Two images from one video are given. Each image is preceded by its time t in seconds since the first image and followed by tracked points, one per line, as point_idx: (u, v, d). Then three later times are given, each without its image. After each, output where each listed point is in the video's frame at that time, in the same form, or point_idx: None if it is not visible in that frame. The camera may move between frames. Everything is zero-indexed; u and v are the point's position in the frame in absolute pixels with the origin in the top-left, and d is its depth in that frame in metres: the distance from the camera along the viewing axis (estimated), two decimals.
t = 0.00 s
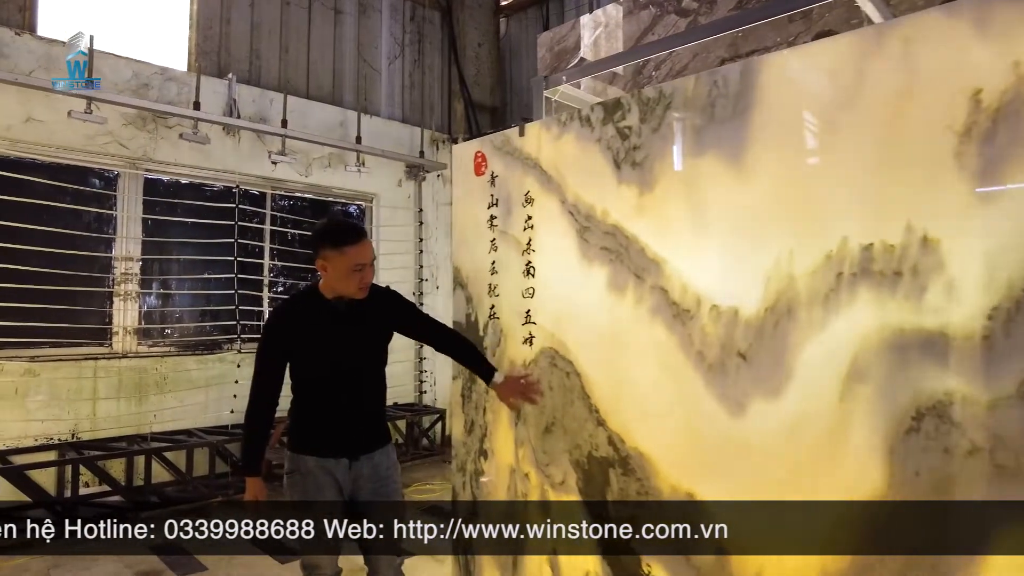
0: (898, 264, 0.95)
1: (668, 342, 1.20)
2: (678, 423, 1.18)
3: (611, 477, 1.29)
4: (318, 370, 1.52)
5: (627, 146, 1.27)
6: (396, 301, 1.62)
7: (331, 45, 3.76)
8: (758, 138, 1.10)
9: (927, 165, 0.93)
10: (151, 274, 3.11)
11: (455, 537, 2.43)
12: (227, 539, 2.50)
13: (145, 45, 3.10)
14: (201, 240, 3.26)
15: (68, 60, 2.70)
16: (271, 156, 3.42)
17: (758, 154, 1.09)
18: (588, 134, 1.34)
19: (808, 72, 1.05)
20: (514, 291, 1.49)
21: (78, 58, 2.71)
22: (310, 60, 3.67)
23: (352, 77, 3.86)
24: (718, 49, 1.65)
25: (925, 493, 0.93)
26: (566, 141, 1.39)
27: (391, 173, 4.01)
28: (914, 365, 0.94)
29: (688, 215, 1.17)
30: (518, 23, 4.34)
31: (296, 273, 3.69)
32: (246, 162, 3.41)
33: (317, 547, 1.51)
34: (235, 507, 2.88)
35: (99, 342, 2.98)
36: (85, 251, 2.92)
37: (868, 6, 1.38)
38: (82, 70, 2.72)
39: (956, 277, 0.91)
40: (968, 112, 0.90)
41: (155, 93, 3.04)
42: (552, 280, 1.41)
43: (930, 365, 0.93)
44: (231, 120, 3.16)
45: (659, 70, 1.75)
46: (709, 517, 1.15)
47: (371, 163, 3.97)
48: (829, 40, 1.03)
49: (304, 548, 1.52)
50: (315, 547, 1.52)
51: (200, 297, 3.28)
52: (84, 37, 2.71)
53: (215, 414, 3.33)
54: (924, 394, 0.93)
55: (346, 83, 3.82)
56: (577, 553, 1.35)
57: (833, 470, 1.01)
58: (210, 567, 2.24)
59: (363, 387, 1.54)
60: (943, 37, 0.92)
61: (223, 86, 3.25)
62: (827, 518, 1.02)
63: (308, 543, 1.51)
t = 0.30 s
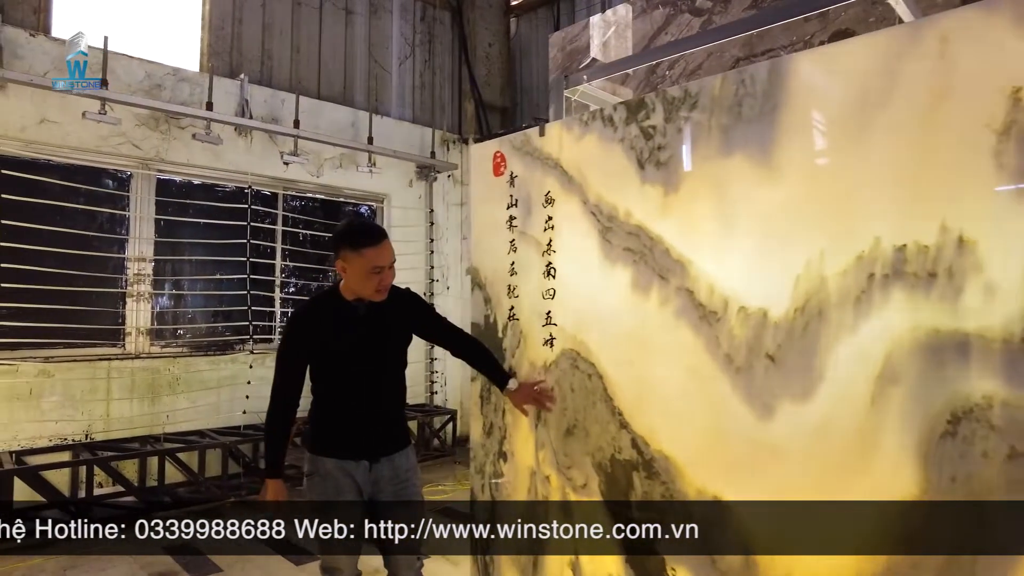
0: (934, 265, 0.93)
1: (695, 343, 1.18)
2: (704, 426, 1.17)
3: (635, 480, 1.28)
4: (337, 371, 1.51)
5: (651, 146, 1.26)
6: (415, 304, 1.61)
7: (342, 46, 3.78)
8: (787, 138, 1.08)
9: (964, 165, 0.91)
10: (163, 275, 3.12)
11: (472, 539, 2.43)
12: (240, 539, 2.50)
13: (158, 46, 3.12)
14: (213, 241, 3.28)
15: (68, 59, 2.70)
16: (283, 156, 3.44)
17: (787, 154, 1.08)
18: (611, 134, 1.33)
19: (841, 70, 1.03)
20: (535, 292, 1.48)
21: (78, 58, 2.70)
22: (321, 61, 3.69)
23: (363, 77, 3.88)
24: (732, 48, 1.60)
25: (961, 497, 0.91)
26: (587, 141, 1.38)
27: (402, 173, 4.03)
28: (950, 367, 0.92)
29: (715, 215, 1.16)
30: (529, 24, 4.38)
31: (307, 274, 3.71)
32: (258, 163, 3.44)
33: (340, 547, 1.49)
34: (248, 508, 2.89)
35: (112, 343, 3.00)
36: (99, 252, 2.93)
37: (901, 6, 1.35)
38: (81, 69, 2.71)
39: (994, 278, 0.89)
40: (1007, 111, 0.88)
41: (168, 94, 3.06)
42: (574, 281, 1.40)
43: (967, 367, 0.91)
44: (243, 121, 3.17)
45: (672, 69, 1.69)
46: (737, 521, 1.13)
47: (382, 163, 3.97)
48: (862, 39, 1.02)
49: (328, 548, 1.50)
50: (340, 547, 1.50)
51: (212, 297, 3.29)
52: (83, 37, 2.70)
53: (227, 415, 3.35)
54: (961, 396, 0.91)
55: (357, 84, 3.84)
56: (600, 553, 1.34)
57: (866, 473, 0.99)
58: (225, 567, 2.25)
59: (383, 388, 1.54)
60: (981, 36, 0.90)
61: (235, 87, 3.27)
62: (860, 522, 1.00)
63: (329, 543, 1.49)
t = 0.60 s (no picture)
0: (955, 264, 0.92)
1: (711, 341, 1.18)
2: (721, 425, 1.16)
3: (651, 479, 1.27)
4: (351, 369, 1.52)
5: (667, 144, 1.26)
6: (425, 298, 1.64)
7: (349, 45, 3.80)
8: (806, 136, 1.07)
9: (987, 164, 0.89)
10: (170, 273, 3.14)
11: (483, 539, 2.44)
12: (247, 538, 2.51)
13: (165, 45, 3.13)
14: (221, 241, 3.30)
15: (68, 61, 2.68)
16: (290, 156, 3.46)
17: (807, 152, 1.07)
18: (626, 132, 1.33)
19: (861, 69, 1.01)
20: (549, 291, 1.48)
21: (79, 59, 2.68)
22: (327, 60, 3.70)
23: (369, 76, 3.89)
24: (739, 48, 1.64)
25: (984, 497, 0.90)
26: (602, 139, 1.38)
27: (408, 172, 4.05)
28: (973, 365, 0.91)
29: (733, 214, 1.16)
30: (534, 23, 4.38)
31: (314, 273, 3.72)
32: (266, 161, 3.45)
33: (356, 546, 1.50)
34: (256, 507, 2.89)
35: (120, 342, 3.01)
36: (107, 250, 2.95)
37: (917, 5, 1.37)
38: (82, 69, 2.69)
39: (1018, 275, 0.88)
40: None
41: (175, 93, 3.08)
42: (588, 279, 1.40)
43: (990, 365, 0.90)
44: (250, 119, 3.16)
45: (680, 68, 1.73)
46: (755, 520, 1.13)
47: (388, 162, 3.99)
48: (882, 36, 1.00)
49: (345, 547, 1.51)
50: (357, 546, 1.50)
51: (219, 296, 3.30)
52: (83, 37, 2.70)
53: (235, 413, 3.36)
54: (984, 394, 0.90)
55: (363, 82, 3.86)
56: (615, 553, 1.33)
57: (886, 473, 0.98)
58: (235, 565, 2.25)
59: (397, 383, 1.55)
60: (1005, 33, 0.89)
61: (242, 85, 3.28)
62: (880, 522, 0.99)
63: (345, 542, 1.50)
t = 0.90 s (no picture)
0: (964, 261, 0.92)
1: (719, 339, 1.18)
2: (730, 423, 1.17)
3: (658, 477, 1.28)
4: (356, 368, 1.53)
5: (675, 142, 1.26)
6: (428, 296, 1.65)
7: (351, 43, 3.80)
8: (814, 134, 1.07)
9: (996, 162, 0.89)
10: (174, 272, 3.14)
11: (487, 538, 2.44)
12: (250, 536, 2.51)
13: (168, 44, 3.13)
14: (224, 239, 3.29)
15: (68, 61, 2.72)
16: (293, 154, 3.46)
17: (814, 150, 1.07)
18: (634, 130, 1.33)
19: (870, 67, 1.01)
20: (556, 289, 1.48)
21: (78, 59, 2.73)
22: (330, 58, 3.71)
23: (371, 74, 3.90)
24: (742, 47, 1.64)
25: (993, 494, 0.90)
26: (609, 137, 1.38)
27: (410, 170, 4.06)
28: (982, 363, 0.91)
29: (741, 212, 1.16)
30: (537, 21, 4.43)
31: (317, 272, 3.73)
32: (269, 160, 3.46)
33: (365, 545, 1.50)
34: (259, 506, 2.89)
35: (123, 341, 3.01)
36: (110, 249, 2.95)
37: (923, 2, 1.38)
38: (82, 70, 2.72)
39: None
40: None
41: (178, 91, 3.08)
42: (595, 277, 1.40)
43: (999, 363, 0.90)
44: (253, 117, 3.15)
45: (683, 67, 1.74)
46: (763, 518, 1.13)
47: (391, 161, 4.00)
48: (890, 34, 1.00)
49: (353, 548, 1.50)
50: (366, 546, 1.50)
51: (222, 295, 3.30)
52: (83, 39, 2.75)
53: (239, 412, 3.37)
54: (992, 392, 0.91)
55: (366, 81, 3.86)
56: (622, 552, 1.34)
57: (896, 471, 0.98)
58: (240, 564, 2.25)
59: (401, 381, 1.56)
60: (1014, 31, 0.89)
61: (245, 84, 3.28)
62: (889, 520, 0.99)
63: (353, 541, 1.49)
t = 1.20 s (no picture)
0: (966, 260, 0.92)
1: (721, 338, 1.18)
2: (731, 421, 1.17)
3: (660, 475, 1.28)
4: (355, 367, 1.52)
5: (676, 141, 1.26)
6: (428, 295, 1.64)
7: (350, 41, 3.80)
8: (817, 132, 1.07)
9: (998, 160, 0.89)
10: (172, 271, 3.14)
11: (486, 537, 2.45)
12: (250, 537, 2.51)
13: (166, 42, 3.13)
14: (222, 237, 3.29)
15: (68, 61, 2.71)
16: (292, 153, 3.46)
17: (816, 148, 1.07)
18: (635, 128, 1.33)
19: (872, 65, 1.01)
20: (556, 288, 1.48)
21: (79, 59, 2.73)
22: (328, 57, 3.70)
23: (369, 73, 3.89)
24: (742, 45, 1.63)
25: (995, 494, 0.90)
26: (610, 136, 1.38)
27: (409, 169, 4.06)
28: (984, 361, 0.91)
29: (742, 210, 1.16)
30: (536, 19, 4.44)
31: (315, 271, 3.73)
32: (268, 159, 3.45)
33: (365, 545, 1.49)
34: (259, 506, 2.89)
35: (122, 340, 3.01)
36: (109, 248, 2.94)
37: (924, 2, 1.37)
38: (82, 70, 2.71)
39: None
40: None
41: (176, 90, 3.07)
42: (596, 276, 1.40)
43: (1000, 362, 0.90)
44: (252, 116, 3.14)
45: (682, 65, 1.73)
46: (765, 517, 1.13)
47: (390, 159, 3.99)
48: (893, 32, 1.00)
49: (353, 548, 1.49)
50: (366, 545, 1.50)
51: (221, 294, 3.30)
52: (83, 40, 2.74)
53: (238, 411, 3.36)
54: (993, 391, 0.91)
55: (364, 79, 3.86)
56: (623, 552, 1.34)
57: (898, 469, 0.98)
58: (239, 564, 2.25)
59: (400, 380, 1.55)
60: (1017, 29, 0.89)
61: (243, 82, 3.27)
62: (891, 519, 0.99)
63: (353, 540, 1.49)
